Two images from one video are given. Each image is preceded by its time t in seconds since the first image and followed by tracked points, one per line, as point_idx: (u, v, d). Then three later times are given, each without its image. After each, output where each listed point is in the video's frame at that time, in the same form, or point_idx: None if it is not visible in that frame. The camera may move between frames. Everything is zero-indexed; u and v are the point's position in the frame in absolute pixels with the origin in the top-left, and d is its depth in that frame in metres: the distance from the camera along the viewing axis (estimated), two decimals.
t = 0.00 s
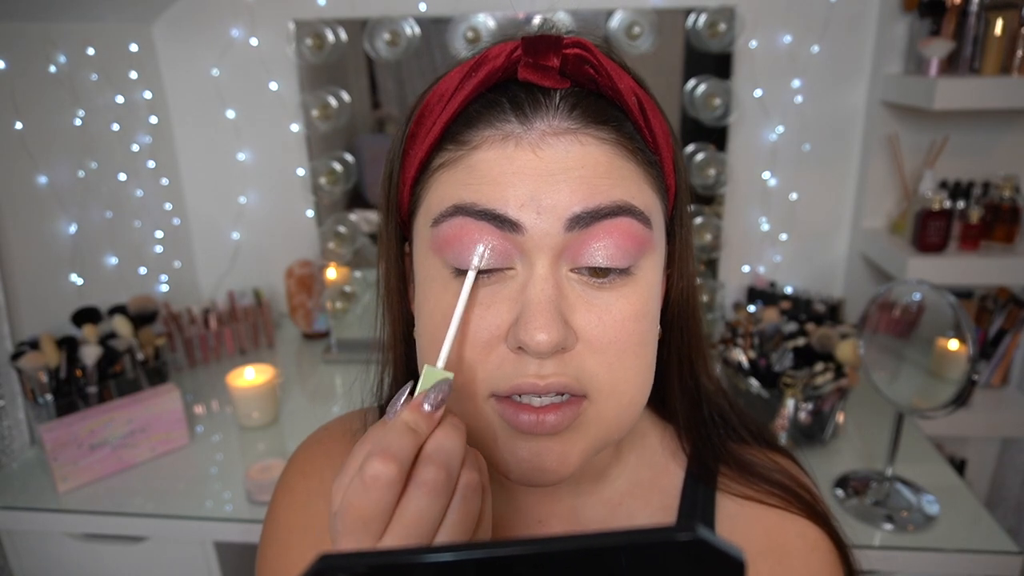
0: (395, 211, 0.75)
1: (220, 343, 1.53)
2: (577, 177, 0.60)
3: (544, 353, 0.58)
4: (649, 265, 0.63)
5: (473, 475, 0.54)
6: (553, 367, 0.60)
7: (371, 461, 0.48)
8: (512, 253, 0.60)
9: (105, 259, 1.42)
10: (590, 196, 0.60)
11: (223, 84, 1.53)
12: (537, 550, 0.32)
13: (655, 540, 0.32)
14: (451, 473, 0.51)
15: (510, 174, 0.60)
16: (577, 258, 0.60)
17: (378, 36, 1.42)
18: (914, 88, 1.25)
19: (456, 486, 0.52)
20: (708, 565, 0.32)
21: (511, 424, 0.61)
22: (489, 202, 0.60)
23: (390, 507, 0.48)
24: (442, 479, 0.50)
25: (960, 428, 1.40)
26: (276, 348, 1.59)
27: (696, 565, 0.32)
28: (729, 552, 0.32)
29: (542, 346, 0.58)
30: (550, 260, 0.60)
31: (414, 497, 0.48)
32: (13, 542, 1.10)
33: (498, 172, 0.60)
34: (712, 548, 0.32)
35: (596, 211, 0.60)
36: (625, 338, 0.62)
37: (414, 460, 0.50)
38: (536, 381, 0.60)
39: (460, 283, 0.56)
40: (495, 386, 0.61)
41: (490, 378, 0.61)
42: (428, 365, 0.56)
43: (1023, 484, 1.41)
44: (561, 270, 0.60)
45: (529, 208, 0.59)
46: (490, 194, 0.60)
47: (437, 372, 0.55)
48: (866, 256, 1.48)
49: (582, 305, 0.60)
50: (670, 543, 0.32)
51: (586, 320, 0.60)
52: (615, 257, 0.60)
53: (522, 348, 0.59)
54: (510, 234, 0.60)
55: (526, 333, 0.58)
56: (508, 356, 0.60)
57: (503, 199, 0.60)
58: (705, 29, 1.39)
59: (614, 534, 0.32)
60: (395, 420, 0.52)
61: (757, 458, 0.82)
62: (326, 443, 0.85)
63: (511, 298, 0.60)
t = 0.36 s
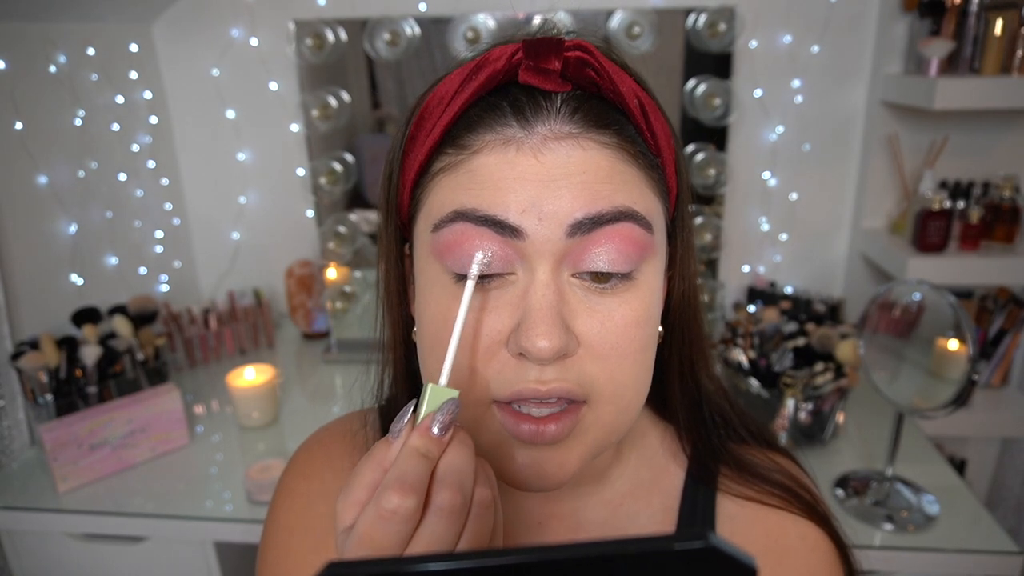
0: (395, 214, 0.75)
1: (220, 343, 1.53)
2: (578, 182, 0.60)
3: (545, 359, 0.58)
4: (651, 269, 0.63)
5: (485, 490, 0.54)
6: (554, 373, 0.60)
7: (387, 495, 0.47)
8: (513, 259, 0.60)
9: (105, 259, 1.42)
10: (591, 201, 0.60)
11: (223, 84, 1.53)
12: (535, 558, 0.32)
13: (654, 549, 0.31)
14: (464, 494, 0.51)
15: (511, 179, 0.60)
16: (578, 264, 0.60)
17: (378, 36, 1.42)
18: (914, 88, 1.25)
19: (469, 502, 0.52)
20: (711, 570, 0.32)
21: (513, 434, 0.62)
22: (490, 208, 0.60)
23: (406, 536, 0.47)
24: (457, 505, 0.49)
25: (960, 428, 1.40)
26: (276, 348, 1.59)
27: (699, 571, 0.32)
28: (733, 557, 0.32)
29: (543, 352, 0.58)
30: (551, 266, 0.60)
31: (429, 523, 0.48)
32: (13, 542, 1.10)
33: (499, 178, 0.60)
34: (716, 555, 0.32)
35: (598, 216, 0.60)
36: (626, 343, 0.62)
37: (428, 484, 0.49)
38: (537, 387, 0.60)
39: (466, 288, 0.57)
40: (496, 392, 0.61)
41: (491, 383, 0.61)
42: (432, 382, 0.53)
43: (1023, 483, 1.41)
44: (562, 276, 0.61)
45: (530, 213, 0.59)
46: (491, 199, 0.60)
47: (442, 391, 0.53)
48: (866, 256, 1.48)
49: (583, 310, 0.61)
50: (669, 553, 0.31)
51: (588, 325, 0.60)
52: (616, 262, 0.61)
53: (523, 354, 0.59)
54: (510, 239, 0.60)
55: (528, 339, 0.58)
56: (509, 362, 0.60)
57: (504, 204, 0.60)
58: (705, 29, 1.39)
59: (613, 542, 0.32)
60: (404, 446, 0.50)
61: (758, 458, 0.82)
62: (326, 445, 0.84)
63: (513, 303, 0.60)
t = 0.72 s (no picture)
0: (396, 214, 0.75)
1: (220, 343, 1.53)
2: (581, 184, 0.60)
3: (548, 361, 0.58)
4: (653, 270, 0.63)
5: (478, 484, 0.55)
6: (557, 375, 0.60)
7: (382, 487, 0.47)
8: (515, 260, 0.60)
9: (105, 259, 1.42)
10: (594, 203, 0.60)
11: (224, 84, 1.53)
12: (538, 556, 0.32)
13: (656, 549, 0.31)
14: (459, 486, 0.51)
15: (513, 181, 0.60)
16: (581, 265, 0.60)
17: (378, 36, 1.43)
18: (914, 88, 1.25)
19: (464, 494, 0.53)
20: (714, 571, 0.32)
21: (517, 431, 0.61)
22: (493, 209, 0.60)
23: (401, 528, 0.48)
24: (451, 497, 0.50)
25: (960, 428, 1.40)
26: (276, 348, 1.59)
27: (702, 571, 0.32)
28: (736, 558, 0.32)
29: (546, 354, 0.58)
30: (554, 267, 0.60)
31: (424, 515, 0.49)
32: (13, 542, 1.10)
33: (501, 179, 0.60)
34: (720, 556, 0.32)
35: (601, 218, 0.60)
36: (629, 345, 0.62)
37: (422, 477, 0.49)
38: (539, 391, 0.60)
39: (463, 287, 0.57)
40: (498, 394, 0.61)
41: (493, 385, 0.61)
42: (427, 378, 0.54)
43: (1023, 484, 1.41)
44: (565, 277, 0.61)
45: (533, 215, 0.59)
46: (493, 201, 0.60)
47: (438, 386, 0.53)
48: (866, 256, 1.48)
49: (586, 312, 0.61)
50: (671, 552, 0.32)
51: (590, 327, 0.60)
52: (619, 264, 0.61)
53: (526, 355, 0.59)
54: (513, 241, 0.60)
55: (531, 341, 0.58)
56: (512, 363, 0.60)
57: (507, 206, 0.60)
58: (705, 29, 1.39)
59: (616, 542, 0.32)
60: (400, 439, 0.50)
61: (757, 458, 0.82)
62: (325, 446, 0.84)
63: (516, 304, 0.60)
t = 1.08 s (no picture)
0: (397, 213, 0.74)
1: (220, 343, 1.53)
2: (589, 178, 0.60)
3: (561, 356, 0.58)
4: (658, 264, 0.64)
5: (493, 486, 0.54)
6: (567, 372, 0.60)
7: (399, 489, 0.46)
8: (523, 255, 0.60)
9: (105, 259, 1.42)
10: (602, 197, 0.60)
11: (223, 83, 1.53)
12: (540, 550, 0.32)
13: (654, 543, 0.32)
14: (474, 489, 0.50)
15: (522, 176, 0.60)
16: (589, 259, 0.60)
17: (378, 36, 1.42)
18: (915, 88, 1.25)
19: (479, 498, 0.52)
20: (713, 563, 0.32)
21: (528, 430, 0.61)
22: (501, 204, 0.60)
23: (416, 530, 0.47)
24: (469, 499, 0.49)
25: (960, 428, 1.40)
26: (276, 348, 1.59)
27: (700, 564, 0.32)
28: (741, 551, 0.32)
29: (559, 348, 0.58)
30: (563, 261, 0.60)
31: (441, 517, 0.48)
32: (13, 542, 1.10)
33: (510, 174, 0.60)
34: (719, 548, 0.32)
35: (609, 212, 0.60)
36: (636, 338, 0.62)
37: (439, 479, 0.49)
38: (551, 393, 0.60)
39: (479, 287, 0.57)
40: (511, 395, 0.61)
41: (503, 385, 0.61)
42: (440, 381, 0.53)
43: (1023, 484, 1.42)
44: (573, 271, 0.61)
45: (542, 209, 0.59)
46: (501, 196, 0.60)
47: (450, 389, 0.53)
48: (866, 256, 1.48)
49: (593, 306, 0.61)
50: (669, 545, 0.32)
51: (598, 321, 0.60)
52: (626, 257, 0.61)
53: (538, 352, 0.59)
54: (522, 236, 0.60)
55: (543, 336, 0.58)
56: (523, 361, 0.60)
57: (515, 201, 0.59)
58: (705, 29, 1.39)
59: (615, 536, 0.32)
60: (415, 441, 0.50)
61: (757, 458, 0.82)
62: (325, 446, 0.84)
63: (524, 300, 0.60)
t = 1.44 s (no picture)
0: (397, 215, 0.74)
1: (220, 343, 1.53)
2: (591, 183, 0.60)
3: (560, 359, 0.58)
4: (659, 269, 0.64)
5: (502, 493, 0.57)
6: (566, 374, 0.59)
7: (413, 506, 0.47)
8: (524, 260, 0.60)
9: (105, 259, 1.42)
10: (604, 202, 0.60)
11: (223, 84, 1.53)
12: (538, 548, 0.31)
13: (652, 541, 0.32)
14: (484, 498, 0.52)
15: (523, 181, 0.60)
16: (589, 264, 0.60)
17: (378, 36, 1.42)
18: (915, 88, 1.25)
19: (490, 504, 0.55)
20: (712, 560, 0.32)
21: (529, 432, 0.61)
22: (502, 209, 0.60)
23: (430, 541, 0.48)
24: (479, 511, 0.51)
25: (960, 428, 1.40)
26: (276, 348, 1.59)
27: (695, 562, 0.32)
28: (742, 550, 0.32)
29: (558, 353, 0.58)
30: (563, 266, 0.60)
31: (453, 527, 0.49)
32: (13, 541, 1.10)
33: (511, 179, 0.60)
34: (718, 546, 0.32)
35: (610, 217, 0.60)
36: (637, 343, 0.62)
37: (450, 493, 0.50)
38: (550, 389, 0.60)
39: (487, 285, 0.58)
40: (510, 395, 0.61)
41: (503, 386, 0.61)
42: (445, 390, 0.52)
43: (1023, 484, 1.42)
44: (574, 276, 0.61)
45: (543, 215, 0.59)
46: (502, 201, 0.60)
47: (457, 399, 0.52)
48: (866, 256, 1.48)
49: (594, 311, 0.61)
50: (666, 543, 0.32)
51: (599, 325, 0.60)
52: (627, 263, 0.61)
53: (537, 355, 0.59)
54: (523, 241, 0.60)
55: (543, 340, 0.58)
56: (522, 363, 0.60)
57: (517, 206, 0.59)
58: (705, 29, 1.39)
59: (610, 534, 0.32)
60: (425, 454, 0.50)
61: (757, 458, 0.82)
62: (324, 446, 0.84)
63: (525, 304, 0.60)
